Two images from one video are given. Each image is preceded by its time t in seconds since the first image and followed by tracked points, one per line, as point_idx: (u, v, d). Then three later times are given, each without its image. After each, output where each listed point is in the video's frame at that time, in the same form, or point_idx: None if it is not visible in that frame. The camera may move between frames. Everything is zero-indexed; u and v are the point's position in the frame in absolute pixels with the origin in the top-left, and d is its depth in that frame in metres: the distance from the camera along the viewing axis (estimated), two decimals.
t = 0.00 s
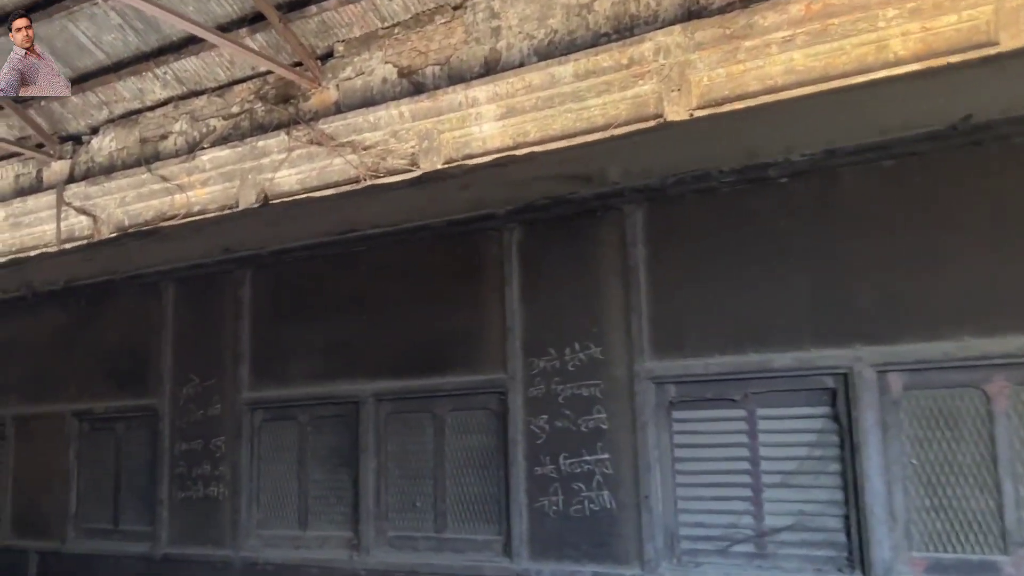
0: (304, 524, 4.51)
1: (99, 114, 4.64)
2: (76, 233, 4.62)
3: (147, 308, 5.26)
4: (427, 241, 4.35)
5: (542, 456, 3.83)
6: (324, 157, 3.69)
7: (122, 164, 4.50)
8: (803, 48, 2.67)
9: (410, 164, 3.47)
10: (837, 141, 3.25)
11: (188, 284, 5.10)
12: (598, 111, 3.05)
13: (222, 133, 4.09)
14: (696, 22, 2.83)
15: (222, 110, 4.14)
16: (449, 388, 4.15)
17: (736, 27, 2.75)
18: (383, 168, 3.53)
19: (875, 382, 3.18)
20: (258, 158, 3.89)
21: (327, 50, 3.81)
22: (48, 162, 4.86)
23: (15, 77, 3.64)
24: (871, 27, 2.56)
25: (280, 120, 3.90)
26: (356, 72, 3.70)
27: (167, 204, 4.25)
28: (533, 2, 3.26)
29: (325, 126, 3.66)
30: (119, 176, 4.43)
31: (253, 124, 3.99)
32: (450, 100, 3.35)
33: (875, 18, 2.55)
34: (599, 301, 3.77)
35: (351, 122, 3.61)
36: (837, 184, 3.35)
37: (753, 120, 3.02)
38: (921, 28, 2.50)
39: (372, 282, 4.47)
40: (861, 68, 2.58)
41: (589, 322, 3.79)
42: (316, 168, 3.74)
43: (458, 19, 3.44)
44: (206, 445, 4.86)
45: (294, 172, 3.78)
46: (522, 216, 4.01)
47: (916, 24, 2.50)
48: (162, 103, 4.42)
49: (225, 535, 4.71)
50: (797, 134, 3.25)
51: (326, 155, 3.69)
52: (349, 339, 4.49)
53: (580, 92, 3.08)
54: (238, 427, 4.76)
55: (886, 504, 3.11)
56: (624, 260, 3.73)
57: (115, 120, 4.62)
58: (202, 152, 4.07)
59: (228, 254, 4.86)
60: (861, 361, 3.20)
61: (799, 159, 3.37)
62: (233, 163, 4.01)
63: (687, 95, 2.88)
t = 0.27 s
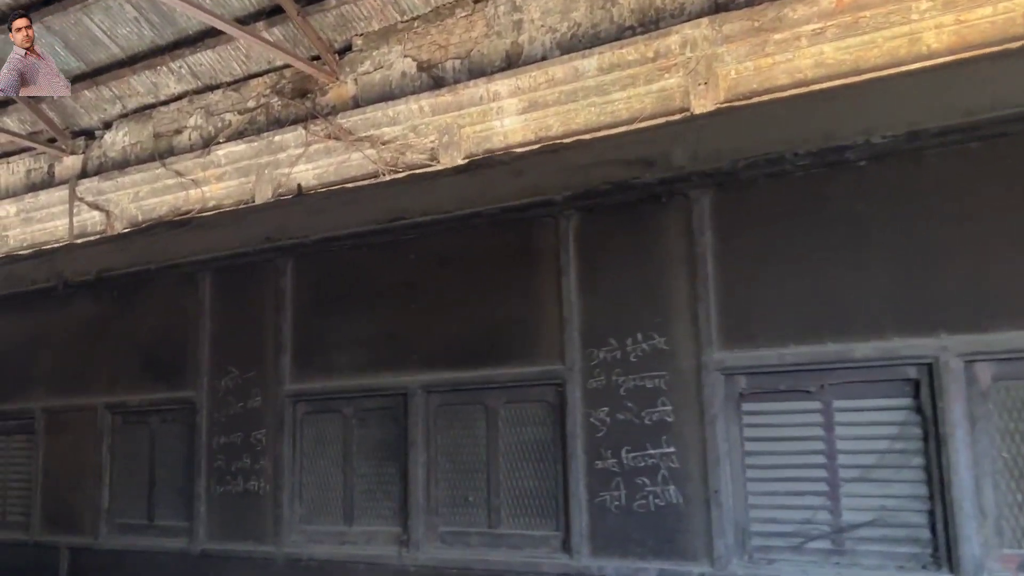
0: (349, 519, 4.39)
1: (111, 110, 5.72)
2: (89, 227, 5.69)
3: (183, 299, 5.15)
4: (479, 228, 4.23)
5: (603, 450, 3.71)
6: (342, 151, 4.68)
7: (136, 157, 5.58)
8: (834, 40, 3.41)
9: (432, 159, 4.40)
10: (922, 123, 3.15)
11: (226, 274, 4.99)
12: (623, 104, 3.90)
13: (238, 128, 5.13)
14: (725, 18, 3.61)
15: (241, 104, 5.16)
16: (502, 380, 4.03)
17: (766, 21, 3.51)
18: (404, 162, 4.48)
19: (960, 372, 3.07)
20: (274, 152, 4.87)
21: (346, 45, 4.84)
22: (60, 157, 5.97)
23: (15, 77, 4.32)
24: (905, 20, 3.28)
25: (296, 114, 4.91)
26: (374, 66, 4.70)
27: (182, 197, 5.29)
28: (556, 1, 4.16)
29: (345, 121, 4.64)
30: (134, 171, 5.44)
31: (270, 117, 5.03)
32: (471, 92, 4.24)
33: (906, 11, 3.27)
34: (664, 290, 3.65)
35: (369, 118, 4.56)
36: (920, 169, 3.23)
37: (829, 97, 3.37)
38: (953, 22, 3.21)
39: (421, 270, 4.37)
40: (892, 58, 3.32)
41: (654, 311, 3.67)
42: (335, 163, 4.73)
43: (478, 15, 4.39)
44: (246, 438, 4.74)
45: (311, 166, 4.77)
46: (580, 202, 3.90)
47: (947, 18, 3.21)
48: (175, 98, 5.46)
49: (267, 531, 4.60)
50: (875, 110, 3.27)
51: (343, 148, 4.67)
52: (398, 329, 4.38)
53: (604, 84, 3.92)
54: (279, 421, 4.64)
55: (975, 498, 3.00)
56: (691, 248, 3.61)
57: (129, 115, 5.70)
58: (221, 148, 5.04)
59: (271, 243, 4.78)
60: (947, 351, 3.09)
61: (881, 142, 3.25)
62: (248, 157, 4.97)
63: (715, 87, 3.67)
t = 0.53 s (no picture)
0: (399, 524, 4.27)
1: (125, 107, 5.23)
2: (101, 226, 5.22)
3: (223, 297, 5.04)
4: (535, 225, 4.10)
5: (671, 455, 3.58)
6: (360, 150, 4.28)
7: (149, 156, 5.12)
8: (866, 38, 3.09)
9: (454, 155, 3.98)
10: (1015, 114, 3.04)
11: (268, 272, 4.88)
12: (649, 102, 3.52)
13: (255, 125, 4.68)
14: (754, 13, 3.30)
15: (256, 101, 4.72)
16: (562, 382, 3.90)
17: (797, 18, 3.21)
18: (426, 160, 4.07)
19: None
20: (292, 150, 4.48)
21: (365, 41, 4.40)
22: (72, 155, 5.50)
23: (15, 78, 4.19)
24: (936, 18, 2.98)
25: (315, 113, 4.48)
26: (394, 63, 4.28)
27: (198, 196, 4.84)
28: None
29: (363, 119, 4.25)
30: (148, 168, 5.02)
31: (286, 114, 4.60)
32: (492, 91, 3.88)
33: (943, 7, 2.96)
34: (736, 289, 3.53)
35: (390, 114, 4.17)
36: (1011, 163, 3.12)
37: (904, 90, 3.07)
38: (990, 18, 2.91)
39: (474, 268, 4.24)
40: (927, 57, 2.99)
41: (725, 311, 3.54)
42: (352, 161, 4.32)
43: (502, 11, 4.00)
44: (289, 440, 4.62)
45: (329, 165, 4.36)
46: (644, 199, 3.78)
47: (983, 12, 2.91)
48: (191, 95, 5.01)
49: (312, 535, 4.48)
50: (961, 103, 3.08)
51: (362, 147, 4.27)
52: (450, 329, 4.25)
53: (632, 82, 3.56)
54: (324, 422, 4.52)
55: None
56: (766, 245, 3.48)
57: (143, 112, 5.22)
58: (235, 147, 4.67)
59: (316, 241, 4.67)
60: None
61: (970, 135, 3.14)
62: (265, 156, 4.58)
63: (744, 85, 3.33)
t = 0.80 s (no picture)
0: (445, 526, 4.14)
1: (138, 105, 5.61)
2: (113, 225, 5.69)
3: (257, 293, 4.91)
4: (586, 218, 3.96)
5: (737, 455, 3.45)
6: (377, 148, 4.62)
7: (162, 155, 5.50)
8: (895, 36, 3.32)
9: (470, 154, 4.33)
10: None
11: (304, 267, 4.75)
12: (673, 100, 3.80)
13: (270, 124, 5.04)
14: (781, 11, 3.53)
15: (269, 100, 5.07)
16: (618, 380, 3.77)
17: (824, 14, 3.44)
18: (442, 159, 4.42)
19: None
20: (307, 149, 4.83)
21: (382, 40, 4.75)
22: (83, 155, 5.92)
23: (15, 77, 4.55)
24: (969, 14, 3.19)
25: (330, 111, 4.82)
26: (411, 61, 4.61)
27: (211, 195, 5.27)
28: None
29: (379, 117, 4.56)
30: (161, 167, 5.39)
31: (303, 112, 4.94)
32: (510, 90, 4.17)
33: (973, 5, 3.18)
34: (806, 284, 3.41)
35: (407, 113, 4.48)
36: None
37: (942, 83, 3.20)
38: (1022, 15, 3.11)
39: (523, 263, 4.11)
40: (958, 54, 3.21)
41: (795, 307, 3.42)
42: (369, 158, 4.66)
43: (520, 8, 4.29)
44: (329, 440, 4.50)
45: (346, 163, 4.73)
46: (704, 190, 3.64)
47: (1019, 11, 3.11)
48: (203, 95, 5.38)
49: (353, 538, 4.35)
50: None
51: (379, 146, 4.61)
52: (498, 325, 4.12)
53: (654, 78, 3.83)
54: (365, 422, 4.39)
55: None
56: (839, 238, 3.36)
57: (154, 112, 5.61)
58: (252, 145, 4.98)
59: (352, 235, 4.52)
60: None
61: None
62: (280, 154, 4.93)
63: (771, 82, 3.58)
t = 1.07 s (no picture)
0: (491, 531, 3.96)
1: (148, 105, 5.19)
2: (123, 227, 5.26)
3: (290, 290, 4.74)
4: (643, 208, 3.79)
5: (810, 457, 3.27)
6: (395, 148, 4.30)
7: (173, 155, 5.11)
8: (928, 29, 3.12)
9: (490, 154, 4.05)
10: None
11: (341, 262, 4.58)
12: (698, 97, 3.57)
13: (282, 124, 4.66)
14: (809, 6, 3.29)
15: (284, 99, 4.70)
16: (679, 378, 3.59)
17: (854, 9, 3.21)
18: (459, 158, 4.13)
19: None
20: (322, 150, 4.49)
21: (396, 38, 4.42)
22: (93, 154, 5.45)
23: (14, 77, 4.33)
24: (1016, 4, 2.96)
25: (343, 109, 4.49)
26: (427, 59, 4.28)
27: (222, 196, 4.90)
28: None
29: (394, 115, 4.24)
30: (173, 168, 4.99)
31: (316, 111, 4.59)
32: (531, 88, 3.88)
33: None
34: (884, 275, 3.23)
35: (423, 112, 4.16)
36: None
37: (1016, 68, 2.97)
38: None
39: (575, 256, 3.93)
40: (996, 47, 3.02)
41: (872, 300, 3.24)
42: (386, 158, 4.34)
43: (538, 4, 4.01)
44: (368, 441, 4.32)
45: (361, 164, 4.40)
46: (773, 178, 3.47)
47: None
48: (216, 94, 4.99)
49: (394, 543, 4.17)
50: None
51: (395, 146, 4.30)
52: (548, 321, 3.94)
53: (677, 76, 3.60)
54: (406, 423, 4.21)
55: None
56: (920, 227, 3.19)
57: (165, 112, 5.20)
58: (264, 143, 4.63)
59: (391, 229, 4.34)
60: None
61: None
62: (295, 154, 4.58)
63: (798, 78, 3.37)
